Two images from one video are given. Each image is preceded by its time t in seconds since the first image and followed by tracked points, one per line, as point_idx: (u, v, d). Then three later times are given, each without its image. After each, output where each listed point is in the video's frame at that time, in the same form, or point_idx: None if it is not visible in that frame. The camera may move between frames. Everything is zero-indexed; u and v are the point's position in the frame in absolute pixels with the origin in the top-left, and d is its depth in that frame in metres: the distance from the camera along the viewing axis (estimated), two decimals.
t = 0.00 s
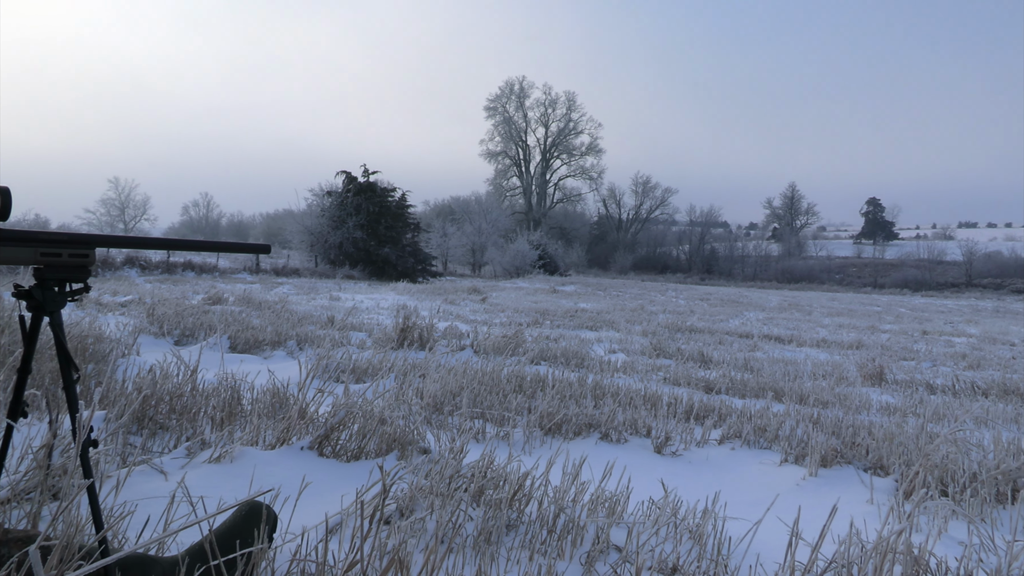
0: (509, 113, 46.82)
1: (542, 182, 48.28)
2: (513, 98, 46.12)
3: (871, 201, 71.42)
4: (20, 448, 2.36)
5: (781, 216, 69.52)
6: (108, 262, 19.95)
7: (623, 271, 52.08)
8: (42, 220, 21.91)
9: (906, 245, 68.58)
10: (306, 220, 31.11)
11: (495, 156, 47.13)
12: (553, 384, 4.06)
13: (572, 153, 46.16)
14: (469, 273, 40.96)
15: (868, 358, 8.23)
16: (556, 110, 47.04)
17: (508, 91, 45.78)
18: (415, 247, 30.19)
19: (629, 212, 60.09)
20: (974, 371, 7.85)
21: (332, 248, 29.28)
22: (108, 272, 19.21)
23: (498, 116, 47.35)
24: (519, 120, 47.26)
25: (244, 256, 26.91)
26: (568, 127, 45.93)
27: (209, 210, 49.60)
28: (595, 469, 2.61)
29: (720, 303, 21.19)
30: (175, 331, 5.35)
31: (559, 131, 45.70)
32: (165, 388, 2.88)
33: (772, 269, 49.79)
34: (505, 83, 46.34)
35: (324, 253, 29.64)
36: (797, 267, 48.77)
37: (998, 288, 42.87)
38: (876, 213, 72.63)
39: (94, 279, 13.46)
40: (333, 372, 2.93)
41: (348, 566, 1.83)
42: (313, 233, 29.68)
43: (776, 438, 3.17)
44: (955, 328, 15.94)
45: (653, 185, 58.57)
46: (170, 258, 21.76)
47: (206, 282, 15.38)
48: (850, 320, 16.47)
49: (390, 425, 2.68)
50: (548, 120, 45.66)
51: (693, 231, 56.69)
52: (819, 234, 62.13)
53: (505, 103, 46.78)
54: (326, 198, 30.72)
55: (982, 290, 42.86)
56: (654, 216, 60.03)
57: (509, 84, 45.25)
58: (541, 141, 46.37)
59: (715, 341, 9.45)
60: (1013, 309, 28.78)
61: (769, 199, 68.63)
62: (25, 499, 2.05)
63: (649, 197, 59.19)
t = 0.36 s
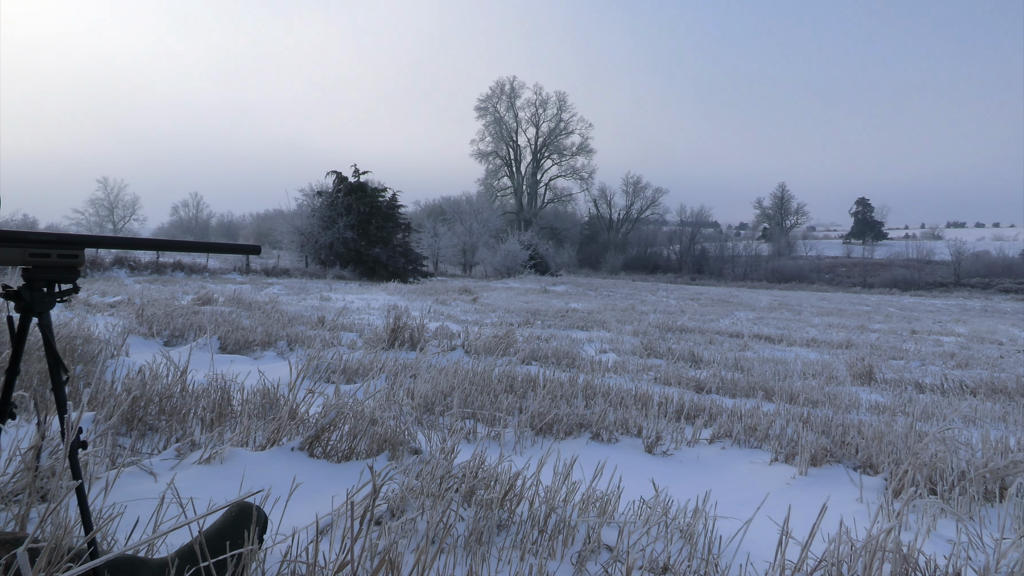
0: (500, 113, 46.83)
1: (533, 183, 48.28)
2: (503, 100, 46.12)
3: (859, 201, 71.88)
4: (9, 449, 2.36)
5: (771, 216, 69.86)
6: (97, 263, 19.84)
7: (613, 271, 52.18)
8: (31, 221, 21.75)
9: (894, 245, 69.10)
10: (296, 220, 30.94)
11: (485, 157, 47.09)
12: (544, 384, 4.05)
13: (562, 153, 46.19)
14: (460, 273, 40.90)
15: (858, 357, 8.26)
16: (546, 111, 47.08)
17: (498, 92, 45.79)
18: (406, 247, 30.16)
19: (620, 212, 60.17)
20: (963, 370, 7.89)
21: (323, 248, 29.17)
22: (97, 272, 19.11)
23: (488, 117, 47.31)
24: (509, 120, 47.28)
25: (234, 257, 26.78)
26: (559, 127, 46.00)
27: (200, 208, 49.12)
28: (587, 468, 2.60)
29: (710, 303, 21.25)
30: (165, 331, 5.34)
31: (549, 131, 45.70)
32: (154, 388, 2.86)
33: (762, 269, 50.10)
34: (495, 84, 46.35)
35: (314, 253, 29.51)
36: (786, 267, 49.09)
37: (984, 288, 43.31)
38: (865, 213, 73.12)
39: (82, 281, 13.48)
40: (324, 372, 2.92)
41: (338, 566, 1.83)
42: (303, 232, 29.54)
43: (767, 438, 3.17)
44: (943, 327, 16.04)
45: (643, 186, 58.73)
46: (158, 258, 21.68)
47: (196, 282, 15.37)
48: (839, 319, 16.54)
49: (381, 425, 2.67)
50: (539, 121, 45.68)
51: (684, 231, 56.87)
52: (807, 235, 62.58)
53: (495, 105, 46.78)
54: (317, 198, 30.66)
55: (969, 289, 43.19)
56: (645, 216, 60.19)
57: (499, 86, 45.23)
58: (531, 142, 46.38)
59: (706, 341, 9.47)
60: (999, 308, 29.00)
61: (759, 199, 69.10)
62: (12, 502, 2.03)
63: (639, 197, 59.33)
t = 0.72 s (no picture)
0: (493, 113, 46.79)
1: (525, 183, 48.24)
2: (496, 100, 46.09)
3: (851, 201, 72.17)
4: None
5: (763, 216, 69.92)
6: (88, 263, 19.70)
7: (606, 271, 52.24)
8: (20, 222, 21.57)
9: (885, 245, 69.48)
10: (289, 220, 30.81)
11: (478, 157, 47.02)
12: (536, 384, 4.05)
13: (555, 153, 46.22)
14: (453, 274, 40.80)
15: (850, 357, 8.28)
16: (539, 110, 47.07)
17: (491, 92, 45.77)
18: (399, 247, 30.10)
19: (613, 212, 60.19)
20: (953, 369, 7.92)
21: (315, 248, 29.07)
22: (88, 272, 19.00)
23: (481, 117, 47.25)
24: (502, 120, 47.23)
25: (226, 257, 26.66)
26: (551, 127, 46.04)
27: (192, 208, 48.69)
28: (579, 468, 2.61)
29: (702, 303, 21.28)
30: (156, 332, 5.33)
31: (542, 132, 45.70)
32: (146, 389, 2.85)
33: (754, 269, 50.27)
34: (488, 84, 46.33)
35: (306, 253, 29.41)
36: (778, 267, 49.31)
37: (974, 287, 43.58)
38: (857, 214, 73.44)
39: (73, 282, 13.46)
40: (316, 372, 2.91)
41: (330, 567, 1.83)
42: (296, 233, 29.44)
43: (758, 437, 3.18)
44: (933, 326, 16.10)
45: (636, 185, 58.75)
46: (150, 258, 21.59)
47: (187, 283, 15.34)
48: (830, 319, 16.59)
49: (374, 425, 2.67)
50: (531, 121, 45.66)
51: (676, 231, 57.01)
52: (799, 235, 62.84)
53: (488, 105, 46.75)
54: (310, 198, 30.54)
55: (959, 289, 43.42)
56: (637, 216, 60.26)
57: (491, 86, 45.21)
58: (524, 142, 46.35)
59: (698, 341, 9.48)
60: (989, 308, 29.17)
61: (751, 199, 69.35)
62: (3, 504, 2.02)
63: (632, 197, 59.35)
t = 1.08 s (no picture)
0: (482, 113, 46.73)
1: (514, 183, 48.25)
2: (484, 100, 46.04)
3: (838, 201, 72.69)
4: None
5: (751, 216, 70.38)
6: (74, 264, 19.58)
7: (596, 271, 52.39)
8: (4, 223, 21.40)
9: (872, 245, 69.97)
10: (277, 220, 30.71)
11: (467, 157, 46.96)
12: (525, 384, 4.05)
13: (544, 153, 46.24)
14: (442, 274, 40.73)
15: (836, 356, 8.32)
16: (528, 111, 47.04)
17: (479, 92, 45.70)
18: (387, 247, 30.08)
19: (601, 212, 60.30)
20: (939, 368, 7.98)
21: (303, 249, 28.99)
22: (74, 273, 18.90)
23: (469, 117, 47.19)
24: (491, 120, 47.17)
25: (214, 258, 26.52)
26: (540, 127, 46.05)
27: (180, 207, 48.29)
28: (567, 468, 2.61)
29: (690, 303, 21.36)
30: (143, 333, 5.29)
31: (531, 131, 45.71)
32: (132, 390, 2.83)
33: (742, 269, 50.57)
34: (476, 85, 46.28)
35: (294, 254, 29.35)
36: (765, 267, 49.67)
37: (959, 287, 44.00)
38: (844, 213, 74.01)
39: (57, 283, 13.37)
40: (305, 372, 2.89)
41: (318, 568, 1.82)
42: (284, 233, 29.35)
43: (746, 436, 3.19)
44: (919, 325, 16.21)
45: (624, 185, 58.93)
46: (136, 259, 21.48)
47: (174, 284, 15.28)
48: (817, 319, 16.69)
49: (362, 426, 2.66)
50: (520, 121, 45.60)
51: (665, 232, 57.26)
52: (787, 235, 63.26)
53: (476, 105, 46.67)
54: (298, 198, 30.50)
55: (946, 289, 43.79)
56: (626, 216, 60.48)
57: (480, 86, 45.14)
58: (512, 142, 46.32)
59: (687, 340, 9.50)
60: (974, 307, 29.44)
61: (739, 200, 69.79)
62: None
63: (621, 197, 59.52)
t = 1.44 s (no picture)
0: (467, 113, 46.68)
1: (499, 183, 48.25)
2: (469, 100, 45.98)
3: (821, 201, 73.24)
4: None
5: (735, 216, 70.74)
6: (54, 264, 19.34)
7: (580, 271, 52.58)
8: None
9: (856, 245, 70.59)
10: (261, 221, 30.53)
11: (452, 157, 46.87)
12: (510, 384, 4.04)
13: (529, 153, 46.28)
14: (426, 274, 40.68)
15: (820, 355, 8.36)
16: (513, 111, 47.02)
17: (464, 92, 45.63)
18: (372, 247, 30.01)
19: (586, 212, 60.42)
20: (920, 366, 8.06)
21: (287, 249, 28.84)
22: (54, 274, 18.69)
23: (454, 117, 47.11)
24: (476, 120, 47.13)
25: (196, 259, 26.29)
26: (525, 127, 46.07)
27: (163, 207, 47.56)
28: (553, 468, 2.61)
29: (675, 303, 21.43)
30: (125, 334, 5.25)
31: (516, 131, 45.71)
32: (115, 392, 2.81)
33: (726, 269, 50.93)
34: (462, 85, 46.22)
35: (278, 254, 29.17)
36: (749, 267, 50.10)
37: (941, 286, 44.49)
38: (827, 213, 74.74)
39: (36, 283, 13.16)
40: (289, 372, 2.87)
41: (302, 570, 1.81)
42: (268, 233, 29.18)
43: (731, 435, 3.20)
44: (901, 325, 16.34)
45: (608, 185, 59.16)
46: (118, 259, 21.25)
47: (155, 284, 15.15)
48: (801, 318, 16.78)
49: (347, 427, 2.65)
50: (505, 121, 45.56)
51: (650, 231, 57.55)
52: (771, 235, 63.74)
53: (461, 106, 46.60)
54: (282, 198, 30.37)
55: (928, 288, 44.27)
56: (611, 216, 60.67)
57: (465, 86, 45.05)
58: (497, 142, 46.27)
59: (672, 340, 9.52)
60: (955, 306, 29.75)
61: (723, 200, 70.26)
62: None
63: (605, 197, 59.71)
